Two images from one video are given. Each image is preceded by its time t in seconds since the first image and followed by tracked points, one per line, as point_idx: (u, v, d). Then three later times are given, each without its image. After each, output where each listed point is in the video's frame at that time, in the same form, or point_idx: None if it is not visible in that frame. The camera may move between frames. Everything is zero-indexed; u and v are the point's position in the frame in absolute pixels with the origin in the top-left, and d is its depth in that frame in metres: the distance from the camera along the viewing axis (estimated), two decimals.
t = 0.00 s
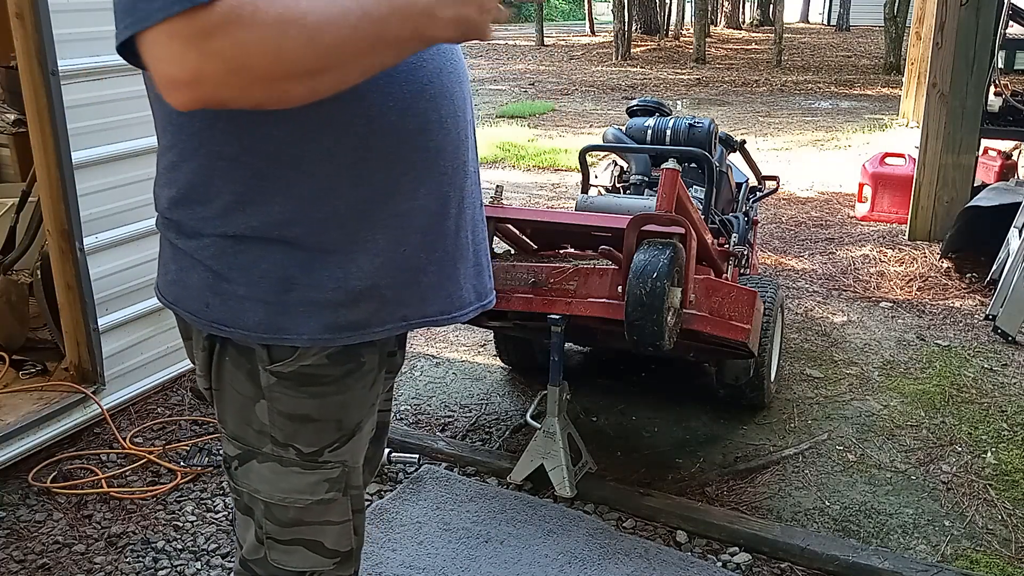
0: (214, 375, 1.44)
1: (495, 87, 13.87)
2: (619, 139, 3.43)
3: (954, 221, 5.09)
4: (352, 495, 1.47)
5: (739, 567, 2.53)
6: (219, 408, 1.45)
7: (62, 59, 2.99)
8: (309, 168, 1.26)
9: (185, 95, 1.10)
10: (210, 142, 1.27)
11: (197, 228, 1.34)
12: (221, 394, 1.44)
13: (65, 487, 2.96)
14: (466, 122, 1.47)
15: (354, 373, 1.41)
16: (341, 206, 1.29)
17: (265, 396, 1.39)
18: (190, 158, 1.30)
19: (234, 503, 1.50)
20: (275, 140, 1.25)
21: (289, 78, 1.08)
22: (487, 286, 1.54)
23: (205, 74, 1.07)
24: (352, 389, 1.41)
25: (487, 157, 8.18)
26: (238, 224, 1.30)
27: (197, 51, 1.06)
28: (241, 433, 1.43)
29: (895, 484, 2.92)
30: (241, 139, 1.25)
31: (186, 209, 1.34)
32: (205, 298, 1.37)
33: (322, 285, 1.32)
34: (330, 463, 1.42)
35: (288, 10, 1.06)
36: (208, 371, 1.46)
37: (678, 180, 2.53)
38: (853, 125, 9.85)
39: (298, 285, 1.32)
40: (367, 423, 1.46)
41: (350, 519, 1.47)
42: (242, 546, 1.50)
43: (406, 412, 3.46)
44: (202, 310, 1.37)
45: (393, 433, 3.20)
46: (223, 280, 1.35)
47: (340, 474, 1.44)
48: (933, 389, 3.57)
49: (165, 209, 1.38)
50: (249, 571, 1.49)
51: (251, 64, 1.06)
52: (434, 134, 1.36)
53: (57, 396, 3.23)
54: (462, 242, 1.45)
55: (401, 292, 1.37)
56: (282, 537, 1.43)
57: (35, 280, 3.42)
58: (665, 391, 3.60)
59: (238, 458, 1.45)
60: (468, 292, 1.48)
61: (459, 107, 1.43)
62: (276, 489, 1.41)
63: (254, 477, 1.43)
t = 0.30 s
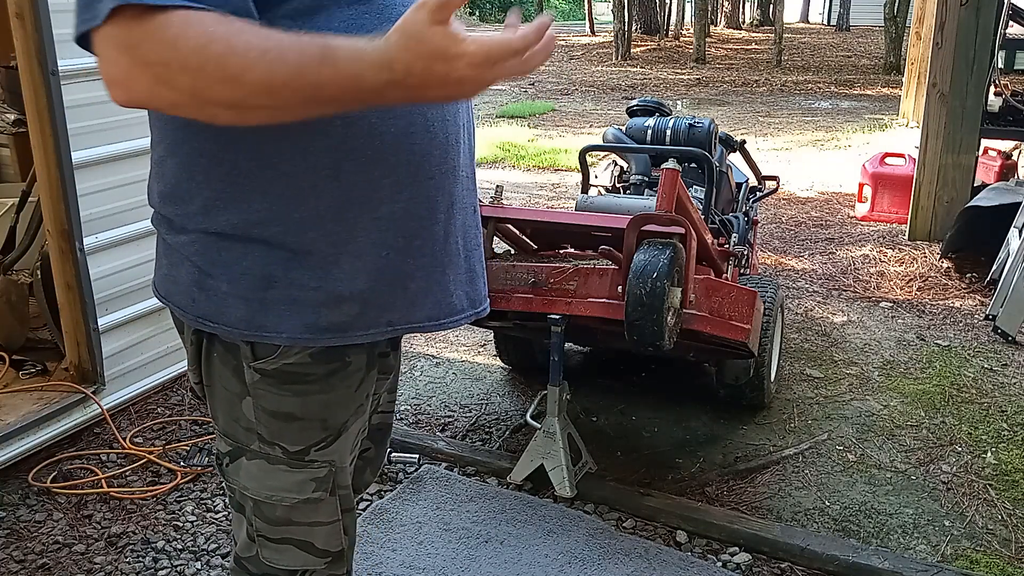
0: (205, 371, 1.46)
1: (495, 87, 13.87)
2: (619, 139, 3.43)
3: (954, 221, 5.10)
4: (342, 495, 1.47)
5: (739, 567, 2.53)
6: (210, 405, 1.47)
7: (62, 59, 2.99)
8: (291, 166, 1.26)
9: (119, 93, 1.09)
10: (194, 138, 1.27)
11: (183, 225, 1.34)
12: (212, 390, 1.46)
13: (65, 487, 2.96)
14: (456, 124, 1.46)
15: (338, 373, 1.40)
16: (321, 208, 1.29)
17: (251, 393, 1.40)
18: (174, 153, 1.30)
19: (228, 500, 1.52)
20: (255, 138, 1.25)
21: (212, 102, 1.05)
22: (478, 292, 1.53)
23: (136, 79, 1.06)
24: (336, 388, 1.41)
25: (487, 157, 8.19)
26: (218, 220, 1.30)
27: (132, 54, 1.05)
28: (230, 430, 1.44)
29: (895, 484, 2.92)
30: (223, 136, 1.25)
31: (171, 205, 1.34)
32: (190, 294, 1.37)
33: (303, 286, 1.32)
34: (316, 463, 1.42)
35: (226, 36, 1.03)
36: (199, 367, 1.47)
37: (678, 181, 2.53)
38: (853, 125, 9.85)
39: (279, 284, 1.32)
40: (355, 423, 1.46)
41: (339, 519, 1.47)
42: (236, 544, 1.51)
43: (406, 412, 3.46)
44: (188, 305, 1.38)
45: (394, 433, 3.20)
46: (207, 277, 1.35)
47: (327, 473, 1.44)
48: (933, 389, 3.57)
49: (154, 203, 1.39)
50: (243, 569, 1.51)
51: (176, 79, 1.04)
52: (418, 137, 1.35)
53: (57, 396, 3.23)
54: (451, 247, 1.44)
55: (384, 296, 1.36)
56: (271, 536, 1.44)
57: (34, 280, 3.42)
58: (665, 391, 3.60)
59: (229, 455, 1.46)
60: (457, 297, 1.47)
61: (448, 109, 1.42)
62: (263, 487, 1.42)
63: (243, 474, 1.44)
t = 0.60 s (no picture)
0: (208, 372, 1.46)
1: (494, 87, 13.88)
2: (619, 139, 3.43)
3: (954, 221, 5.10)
4: (345, 495, 1.47)
5: (739, 567, 2.53)
6: (213, 405, 1.47)
7: (62, 59, 2.99)
8: (294, 167, 1.26)
9: (110, 103, 1.08)
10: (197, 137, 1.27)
11: (185, 227, 1.34)
12: (215, 391, 1.46)
13: (65, 487, 2.96)
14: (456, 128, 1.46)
15: (341, 373, 1.40)
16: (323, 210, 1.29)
17: (254, 393, 1.40)
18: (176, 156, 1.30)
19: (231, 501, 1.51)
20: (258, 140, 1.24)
21: (208, 128, 1.06)
22: (479, 293, 1.54)
23: (132, 94, 1.06)
24: (339, 388, 1.41)
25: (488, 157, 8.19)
26: (221, 221, 1.30)
27: (130, 70, 1.05)
28: (233, 430, 1.44)
29: (895, 484, 2.92)
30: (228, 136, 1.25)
31: (173, 207, 1.34)
32: (193, 295, 1.36)
33: (306, 287, 1.32)
34: (319, 463, 1.42)
35: (233, 65, 1.05)
36: (202, 367, 1.47)
37: (678, 181, 2.53)
38: (853, 125, 9.85)
39: (282, 284, 1.32)
40: (357, 423, 1.46)
41: (342, 520, 1.47)
42: (239, 544, 1.50)
43: (406, 412, 3.46)
44: (190, 305, 1.37)
45: (393, 433, 3.20)
46: (209, 277, 1.34)
47: (330, 473, 1.43)
48: (933, 389, 3.57)
49: (156, 203, 1.39)
50: (245, 570, 1.50)
51: (173, 100, 1.05)
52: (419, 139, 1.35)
53: (57, 396, 3.23)
54: (452, 248, 1.45)
55: (387, 297, 1.36)
56: (273, 536, 1.44)
57: (34, 280, 3.42)
58: (666, 391, 3.60)
59: (232, 455, 1.46)
60: (458, 297, 1.47)
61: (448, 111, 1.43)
62: (266, 487, 1.41)
63: (245, 474, 1.43)
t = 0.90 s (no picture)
0: (217, 374, 1.44)
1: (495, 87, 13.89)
2: (619, 139, 3.43)
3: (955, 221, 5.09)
4: (356, 492, 1.49)
5: (739, 567, 2.53)
6: (221, 408, 1.45)
7: (62, 59, 2.99)
8: (317, 165, 1.27)
9: (166, 94, 1.09)
10: (219, 139, 1.25)
11: (203, 227, 1.33)
12: (225, 393, 1.44)
13: (65, 487, 2.96)
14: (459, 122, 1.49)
15: (357, 370, 1.42)
16: (344, 207, 1.30)
17: (271, 394, 1.39)
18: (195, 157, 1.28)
19: (236, 502, 1.50)
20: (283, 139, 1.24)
21: (268, 116, 1.08)
22: (481, 283, 1.57)
23: (192, 84, 1.07)
24: (354, 386, 1.42)
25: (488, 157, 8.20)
26: (243, 221, 1.30)
27: (191, 60, 1.06)
28: (244, 433, 1.43)
29: (895, 484, 2.92)
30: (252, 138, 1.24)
31: (188, 207, 1.33)
32: (209, 297, 1.36)
33: (327, 284, 1.33)
34: (334, 460, 1.43)
35: (294, 55, 1.07)
36: (209, 369, 1.45)
37: (677, 181, 2.53)
38: (853, 125, 9.85)
39: (303, 282, 1.33)
40: (369, 419, 1.48)
41: (353, 517, 1.49)
42: (244, 546, 1.50)
43: (406, 412, 3.46)
44: (205, 308, 1.37)
45: (393, 433, 3.20)
46: (227, 277, 1.34)
47: (343, 470, 1.45)
48: (933, 389, 3.57)
49: (166, 206, 1.38)
50: (251, 570, 1.50)
51: (238, 90, 1.06)
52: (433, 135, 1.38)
53: (57, 396, 3.23)
54: (457, 240, 1.48)
55: (401, 289, 1.39)
56: (285, 536, 1.44)
57: (34, 280, 3.42)
58: (666, 391, 3.60)
59: (241, 458, 1.44)
60: (462, 288, 1.51)
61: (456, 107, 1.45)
62: (281, 487, 1.41)
63: (258, 476, 1.43)
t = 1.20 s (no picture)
0: (231, 376, 1.45)
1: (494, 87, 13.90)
2: (619, 139, 3.43)
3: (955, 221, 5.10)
4: (369, 489, 1.51)
5: (739, 567, 2.53)
6: (235, 410, 1.46)
7: (62, 59, 3.00)
8: (338, 164, 1.29)
9: (230, 90, 1.10)
10: (241, 141, 1.27)
11: (223, 227, 1.35)
12: (238, 395, 1.45)
13: (65, 487, 2.96)
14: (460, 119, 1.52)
15: (372, 367, 1.45)
16: (363, 204, 1.33)
17: (288, 393, 1.41)
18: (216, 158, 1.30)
19: (245, 504, 1.50)
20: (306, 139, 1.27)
21: (338, 108, 1.11)
22: (479, 276, 1.61)
23: (261, 77, 1.08)
24: (369, 383, 1.45)
25: (487, 157, 8.20)
26: (265, 221, 1.32)
27: (263, 53, 1.07)
28: (259, 434, 1.44)
29: (895, 484, 2.92)
30: (275, 139, 1.26)
31: (207, 207, 1.35)
32: (227, 299, 1.38)
33: (346, 281, 1.36)
34: (350, 458, 1.45)
35: (360, 48, 1.11)
36: (222, 371, 1.46)
37: (677, 181, 2.53)
38: (853, 125, 9.85)
39: (324, 279, 1.35)
40: (383, 416, 1.50)
41: (365, 514, 1.50)
42: (254, 547, 1.50)
43: (406, 412, 3.46)
44: (224, 311, 1.38)
45: (393, 433, 3.20)
46: (247, 278, 1.36)
47: (358, 468, 1.47)
48: (933, 389, 3.57)
49: (179, 210, 1.39)
50: (261, 571, 1.50)
51: (312, 82, 1.09)
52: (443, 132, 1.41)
53: (57, 396, 3.23)
54: (460, 234, 1.52)
55: (414, 284, 1.43)
56: (298, 536, 1.44)
57: (34, 280, 3.42)
58: (666, 391, 3.60)
59: (254, 459, 1.45)
60: (465, 281, 1.55)
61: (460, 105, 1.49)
62: (297, 486, 1.43)
63: (273, 476, 1.44)
